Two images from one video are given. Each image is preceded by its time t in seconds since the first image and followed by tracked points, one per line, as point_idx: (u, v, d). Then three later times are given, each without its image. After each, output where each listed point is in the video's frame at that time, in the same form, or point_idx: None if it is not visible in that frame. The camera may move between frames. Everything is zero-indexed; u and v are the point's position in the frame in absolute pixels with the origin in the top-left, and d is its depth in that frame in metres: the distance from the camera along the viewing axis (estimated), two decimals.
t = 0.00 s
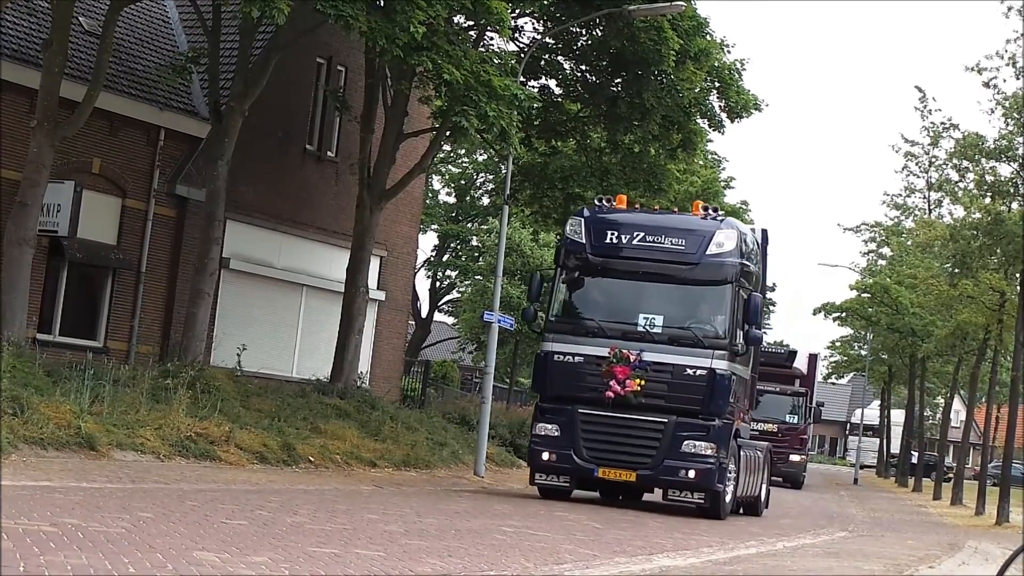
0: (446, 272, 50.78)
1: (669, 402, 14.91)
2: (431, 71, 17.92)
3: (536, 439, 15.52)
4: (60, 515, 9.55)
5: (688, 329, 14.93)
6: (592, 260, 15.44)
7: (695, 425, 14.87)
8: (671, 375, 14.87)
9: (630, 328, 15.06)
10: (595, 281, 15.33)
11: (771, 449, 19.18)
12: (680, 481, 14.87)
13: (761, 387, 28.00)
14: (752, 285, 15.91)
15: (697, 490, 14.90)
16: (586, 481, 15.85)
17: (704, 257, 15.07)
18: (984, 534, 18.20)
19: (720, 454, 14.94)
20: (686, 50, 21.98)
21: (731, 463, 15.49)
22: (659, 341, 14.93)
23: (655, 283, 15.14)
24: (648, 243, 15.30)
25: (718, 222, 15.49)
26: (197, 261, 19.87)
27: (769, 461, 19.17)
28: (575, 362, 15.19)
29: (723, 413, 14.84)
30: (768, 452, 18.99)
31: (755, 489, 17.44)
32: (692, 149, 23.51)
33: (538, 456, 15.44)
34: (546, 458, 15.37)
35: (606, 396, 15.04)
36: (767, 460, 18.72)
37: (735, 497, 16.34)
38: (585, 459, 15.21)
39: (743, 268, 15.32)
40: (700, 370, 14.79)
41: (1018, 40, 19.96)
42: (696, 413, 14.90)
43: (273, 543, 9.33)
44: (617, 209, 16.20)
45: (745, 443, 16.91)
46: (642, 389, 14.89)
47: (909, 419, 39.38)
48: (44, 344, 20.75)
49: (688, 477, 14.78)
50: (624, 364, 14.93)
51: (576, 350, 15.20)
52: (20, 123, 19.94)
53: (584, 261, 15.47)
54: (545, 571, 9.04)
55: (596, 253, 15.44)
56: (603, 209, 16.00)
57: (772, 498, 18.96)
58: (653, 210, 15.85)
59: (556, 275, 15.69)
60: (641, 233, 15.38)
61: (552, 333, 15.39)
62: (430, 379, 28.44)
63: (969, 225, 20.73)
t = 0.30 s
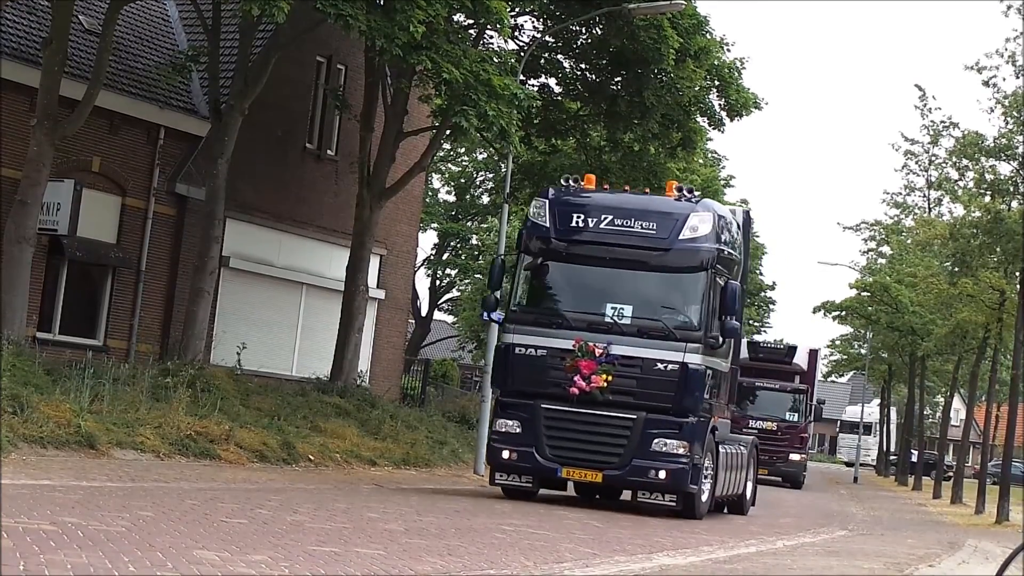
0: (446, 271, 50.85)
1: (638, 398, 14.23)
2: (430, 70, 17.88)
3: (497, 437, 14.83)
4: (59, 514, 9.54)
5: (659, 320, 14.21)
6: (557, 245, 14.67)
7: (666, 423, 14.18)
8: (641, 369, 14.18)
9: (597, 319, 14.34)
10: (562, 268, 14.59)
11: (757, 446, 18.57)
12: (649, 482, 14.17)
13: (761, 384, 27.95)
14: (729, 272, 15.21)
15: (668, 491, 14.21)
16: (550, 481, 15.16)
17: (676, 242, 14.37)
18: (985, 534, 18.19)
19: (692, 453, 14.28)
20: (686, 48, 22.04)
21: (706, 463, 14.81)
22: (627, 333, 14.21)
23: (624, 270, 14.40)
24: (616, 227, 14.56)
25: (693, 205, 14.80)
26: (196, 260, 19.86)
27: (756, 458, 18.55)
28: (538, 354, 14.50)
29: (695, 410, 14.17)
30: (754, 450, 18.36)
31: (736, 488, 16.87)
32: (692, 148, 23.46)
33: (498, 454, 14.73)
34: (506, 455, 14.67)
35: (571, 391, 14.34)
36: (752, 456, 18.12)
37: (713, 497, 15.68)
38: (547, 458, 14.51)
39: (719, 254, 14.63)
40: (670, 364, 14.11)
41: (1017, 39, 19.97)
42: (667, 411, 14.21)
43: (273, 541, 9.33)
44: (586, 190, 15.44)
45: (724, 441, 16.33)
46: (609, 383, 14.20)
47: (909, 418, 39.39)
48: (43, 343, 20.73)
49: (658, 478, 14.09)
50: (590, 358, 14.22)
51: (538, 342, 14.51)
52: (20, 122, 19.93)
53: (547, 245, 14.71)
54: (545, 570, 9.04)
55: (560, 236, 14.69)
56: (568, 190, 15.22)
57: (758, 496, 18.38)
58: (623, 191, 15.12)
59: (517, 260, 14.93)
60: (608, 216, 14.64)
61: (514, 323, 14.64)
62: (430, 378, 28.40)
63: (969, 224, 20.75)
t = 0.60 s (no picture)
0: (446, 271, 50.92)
1: (600, 387, 13.51)
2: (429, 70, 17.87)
3: (449, 431, 14.03)
4: (59, 513, 9.54)
5: (622, 303, 13.50)
6: (514, 222, 13.96)
7: (631, 416, 13.47)
8: (603, 357, 13.46)
9: (557, 301, 13.63)
10: (521, 247, 13.87)
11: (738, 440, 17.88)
12: (612, 478, 13.44)
13: (760, 381, 27.96)
14: (701, 251, 14.52)
15: (633, 488, 13.49)
16: (506, 478, 14.38)
17: (641, 218, 13.70)
18: (984, 533, 18.22)
19: (659, 447, 13.58)
20: (686, 47, 22.14)
21: (675, 457, 14.10)
22: (589, 317, 13.51)
23: (587, 248, 13.72)
24: (576, 203, 13.90)
25: (659, 180, 14.13)
26: (196, 258, 19.87)
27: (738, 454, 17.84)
28: (493, 341, 13.76)
29: (662, 401, 13.49)
30: (734, 445, 17.65)
31: (713, 485, 16.18)
32: (692, 147, 23.39)
33: (451, 450, 13.94)
34: (459, 451, 13.88)
35: (528, 381, 13.57)
36: (732, 452, 17.42)
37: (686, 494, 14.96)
38: (503, 453, 13.73)
39: (688, 232, 13.97)
40: (635, 351, 13.39)
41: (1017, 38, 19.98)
42: (632, 402, 13.50)
43: (274, 540, 9.33)
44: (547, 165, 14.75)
45: (699, 434, 15.64)
46: (569, 371, 13.47)
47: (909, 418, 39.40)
48: (43, 342, 20.71)
49: (622, 474, 13.35)
50: (548, 345, 13.44)
51: (493, 328, 13.76)
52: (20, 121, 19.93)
53: (503, 222, 14.01)
54: (546, 569, 9.04)
55: (517, 212, 13.99)
56: (525, 166, 14.52)
57: (741, 493, 17.71)
58: (583, 166, 14.45)
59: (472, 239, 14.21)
60: (568, 192, 13.98)
61: (468, 307, 13.88)
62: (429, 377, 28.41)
63: (969, 223, 20.77)
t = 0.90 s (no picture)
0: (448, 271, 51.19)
1: (553, 374, 12.60)
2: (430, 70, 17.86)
3: (392, 424, 13.15)
4: (60, 512, 9.55)
5: (576, 283, 12.58)
6: (462, 196, 13.04)
7: (586, 406, 12.55)
8: (557, 341, 12.56)
9: (506, 280, 12.72)
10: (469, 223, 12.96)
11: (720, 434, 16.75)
12: (566, 473, 12.52)
13: (760, 377, 27.97)
14: (665, 229, 13.54)
15: (590, 484, 12.56)
16: (455, 474, 13.50)
17: (597, 190, 12.76)
18: (984, 531, 18.24)
19: (617, 439, 12.66)
20: (686, 47, 22.22)
21: (637, 453, 13.14)
22: (542, 298, 12.60)
23: (539, 222, 12.79)
24: (528, 174, 12.96)
25: (619, 149, 13.18)
26: (196, 257, 19.87)
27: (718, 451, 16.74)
28: (438, 325, 12.90)
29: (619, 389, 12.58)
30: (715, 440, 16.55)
31: (686, 483, 15.12)
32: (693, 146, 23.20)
33: (394, 445, 13.06)
34: (402, 446, 13.00)
35: (475, 367, 12.70)
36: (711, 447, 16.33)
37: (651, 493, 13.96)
38: (449, 446, 12.84)
39: (650, 206, 13.00)
40: (590, 334, 12.49)
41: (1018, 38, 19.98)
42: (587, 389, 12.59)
43: (274, 540, 9.32)
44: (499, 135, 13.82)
45: (669, 429, 14.59)
46: (519, 357, 12.61)
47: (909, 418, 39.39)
48: (43, 342, 20.69)
49: (577, 469, 12.43)
50: (496, 328, 12.58)
51: (438, 311, 12.89)
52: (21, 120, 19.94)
53: (450, 196, 13.08)
54: (545, 569, 9.03)
55: (465, 185, 13.06)
56: (473, 136, 13.58)
57: (720, 493, 16.67)
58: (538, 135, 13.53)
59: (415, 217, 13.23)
60: (519, 162, 13.06)
61: (412, 289, 13.02)
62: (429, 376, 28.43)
63: (969, 222, 20.76)
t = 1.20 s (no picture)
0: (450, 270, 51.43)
1: (495, 362, 11.67)
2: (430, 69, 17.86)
3: (321, 415, 12.24)
4: (60, 511, 9.56)
5: (520, 262, 11.63)
6: (396, 167, 12.06)
7: (531, 397, 11.65)
8: (499, 326, 11.63)
9: (445, 260, 11.80)
10: (404, 196, 12.00)
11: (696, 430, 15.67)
12: (509, 471, 11.64)
13: (760, 374, 27.85)
14: (624, 203, 12.56)
15: (535, 482, 11.69)
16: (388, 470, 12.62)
17: (544, 159, 11.82)
18: (984, 531, 18.25)
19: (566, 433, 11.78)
20: (686, 46, 22.19)
21: (592, 449, 12.23)
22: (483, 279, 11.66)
23: (481, 196, 11.86)
24: (469, 141, 12.02)
25: (570, 115, 12.22)
26: (197, 257, 19.88)
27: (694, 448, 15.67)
28: (370, 309, 11.95)
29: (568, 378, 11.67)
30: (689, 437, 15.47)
31: (652, 482, 14.09)
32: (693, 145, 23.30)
33: (322, 438, 12.16)
34: (331, 439, 12.11)
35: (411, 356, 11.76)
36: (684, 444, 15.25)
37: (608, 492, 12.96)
38: (381, 441, 11.95)
39: (604, 177, 12.03)
40: (535, 319, 11.54)
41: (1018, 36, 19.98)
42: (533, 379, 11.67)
43: (274, 539, 9.31)
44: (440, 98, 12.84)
45: (631, 424, 13.57)
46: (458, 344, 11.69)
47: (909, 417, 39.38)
48: (44, 341, 20.69)
49: (520, 467, 11.56)
50: (432, 313, 11.63)
51: (370, 293, 11.93)
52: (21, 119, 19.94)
53: (385, 167, 12.10)
54: (545, 568, 9.03)
55: (401, 155, 12.10)
56: (411, 101, 12.62)
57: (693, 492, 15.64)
58: (480, 100, 12.58)
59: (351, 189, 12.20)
60: (459, 129, 12.12)
61: (343, 268, 12.00)
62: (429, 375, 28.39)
63: (969, 221, 20.71)
